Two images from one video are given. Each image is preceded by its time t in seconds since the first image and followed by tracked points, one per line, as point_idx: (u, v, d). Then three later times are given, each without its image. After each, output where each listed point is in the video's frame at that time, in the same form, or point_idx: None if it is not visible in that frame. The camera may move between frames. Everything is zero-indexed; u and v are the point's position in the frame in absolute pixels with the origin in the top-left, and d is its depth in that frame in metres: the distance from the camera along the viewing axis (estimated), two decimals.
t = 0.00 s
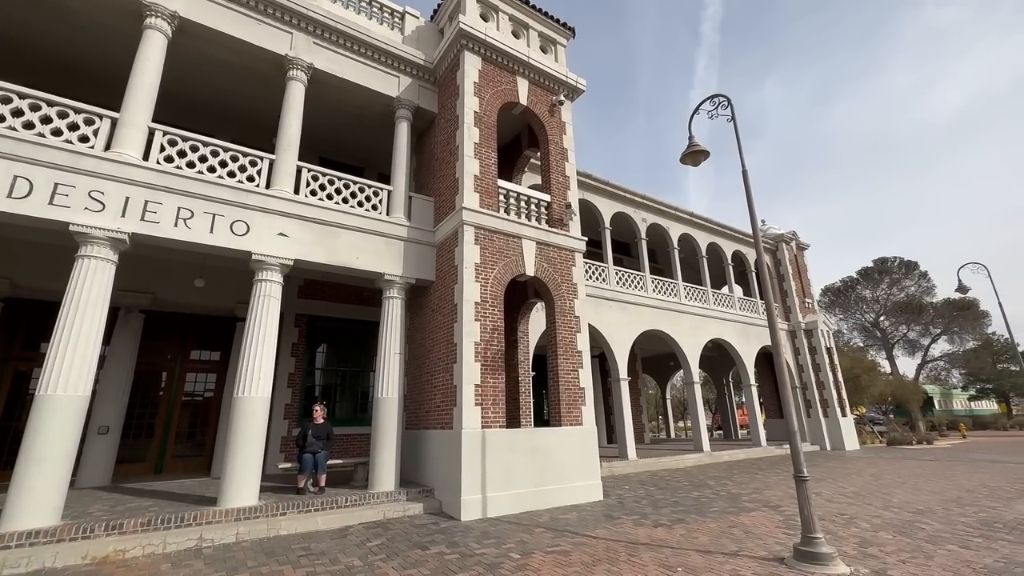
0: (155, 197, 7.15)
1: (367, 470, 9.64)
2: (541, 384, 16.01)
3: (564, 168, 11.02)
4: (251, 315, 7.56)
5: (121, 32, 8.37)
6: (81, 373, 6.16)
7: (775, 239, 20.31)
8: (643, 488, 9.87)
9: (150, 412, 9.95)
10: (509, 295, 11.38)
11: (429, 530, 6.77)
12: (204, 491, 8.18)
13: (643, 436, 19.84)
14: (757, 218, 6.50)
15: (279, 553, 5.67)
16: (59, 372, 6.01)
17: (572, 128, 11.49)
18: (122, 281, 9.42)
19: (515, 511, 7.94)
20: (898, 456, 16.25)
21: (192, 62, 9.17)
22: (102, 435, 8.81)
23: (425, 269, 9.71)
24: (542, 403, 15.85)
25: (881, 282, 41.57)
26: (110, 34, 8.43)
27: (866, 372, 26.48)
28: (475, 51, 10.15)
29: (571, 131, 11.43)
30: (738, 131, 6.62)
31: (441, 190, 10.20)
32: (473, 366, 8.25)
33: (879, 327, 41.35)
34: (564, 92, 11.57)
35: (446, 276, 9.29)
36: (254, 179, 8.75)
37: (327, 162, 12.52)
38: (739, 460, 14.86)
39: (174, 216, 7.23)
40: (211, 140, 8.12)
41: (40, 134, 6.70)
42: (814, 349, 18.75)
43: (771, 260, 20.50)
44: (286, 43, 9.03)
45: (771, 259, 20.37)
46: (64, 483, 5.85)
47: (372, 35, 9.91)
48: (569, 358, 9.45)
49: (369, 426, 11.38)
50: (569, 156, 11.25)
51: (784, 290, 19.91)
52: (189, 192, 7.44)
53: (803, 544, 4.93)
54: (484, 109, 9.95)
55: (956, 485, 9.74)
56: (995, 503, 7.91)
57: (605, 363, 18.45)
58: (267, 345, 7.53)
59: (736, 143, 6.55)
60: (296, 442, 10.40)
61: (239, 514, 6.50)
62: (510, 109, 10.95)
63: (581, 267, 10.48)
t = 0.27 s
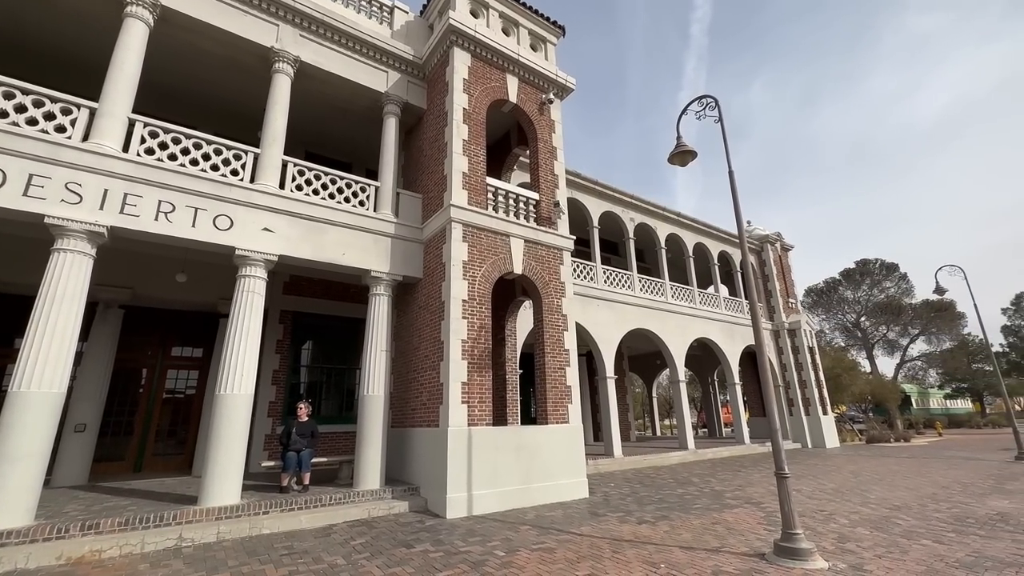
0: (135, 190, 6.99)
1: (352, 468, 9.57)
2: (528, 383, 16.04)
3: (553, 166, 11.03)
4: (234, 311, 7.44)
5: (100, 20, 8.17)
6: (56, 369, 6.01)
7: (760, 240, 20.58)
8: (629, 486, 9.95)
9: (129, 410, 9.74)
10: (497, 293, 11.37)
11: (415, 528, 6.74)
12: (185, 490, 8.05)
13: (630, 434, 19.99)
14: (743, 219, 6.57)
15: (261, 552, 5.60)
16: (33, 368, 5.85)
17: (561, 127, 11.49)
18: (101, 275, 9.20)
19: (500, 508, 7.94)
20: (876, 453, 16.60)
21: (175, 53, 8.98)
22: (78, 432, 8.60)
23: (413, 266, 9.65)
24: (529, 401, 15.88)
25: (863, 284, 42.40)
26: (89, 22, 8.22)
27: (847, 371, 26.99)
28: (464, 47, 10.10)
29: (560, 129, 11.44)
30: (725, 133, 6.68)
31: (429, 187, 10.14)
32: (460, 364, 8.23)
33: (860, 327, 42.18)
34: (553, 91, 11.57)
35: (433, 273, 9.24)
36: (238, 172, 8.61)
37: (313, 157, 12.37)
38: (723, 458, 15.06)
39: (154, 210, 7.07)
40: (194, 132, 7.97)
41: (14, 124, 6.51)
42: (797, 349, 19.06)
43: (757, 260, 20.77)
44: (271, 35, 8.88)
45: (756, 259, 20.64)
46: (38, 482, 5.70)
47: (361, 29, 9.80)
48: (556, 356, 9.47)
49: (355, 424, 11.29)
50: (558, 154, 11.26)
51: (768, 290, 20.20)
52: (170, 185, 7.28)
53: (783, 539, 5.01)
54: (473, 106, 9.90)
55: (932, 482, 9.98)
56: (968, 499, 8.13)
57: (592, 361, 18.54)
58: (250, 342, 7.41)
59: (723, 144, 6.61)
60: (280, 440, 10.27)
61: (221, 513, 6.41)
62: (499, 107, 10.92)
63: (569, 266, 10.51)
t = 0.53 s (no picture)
0: (111, 181, 6.81)
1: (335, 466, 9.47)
2: (514, 381, 16.04)
3: (541, 164, 11.02)
4: (214, 306, 7.29)
5: (77, 5, 7.93)
6: (27, 364, 5.83)
7: (745, 240, 20.86)
8: (613, 483, 10.01)
9: (105, 407, 9.51)
10: (483, 291, 11.34)
11: (398, 526, 6.70)
12: (162, 489, 7.88)
13: (615, 432, 20.13)
14: (727, 219, 6.64)
15: (240, 551, 5.51)
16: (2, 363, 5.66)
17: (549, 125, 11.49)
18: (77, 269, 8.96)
19: (484, 506, 7.93)
20: (854, 451, 16.96)
21: (155, 41, 8.76)
22: (51, 430, 8.36)
23: (398, 263, 9.57)
24: (515, 399, 15.89)
25: (843, 285, 43.26)
26: (65, 7, 7.97)
27: (827, 370, 27.54)
28: (453, 43, 10.02)
29: (548, 127, 11.43)
30: (710, 134, 6.73)
31: (416, 183, 10.05)
32: (446, 361, 8.19)
33: (840, 328, 43.05)
34: (542, 88, 11.55)
35: (419, 270, 9.18)
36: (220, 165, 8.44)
37: (298, 151, 12.18)
38: (705, 455, 15.25)
39: (132, 202, 6.90)
40: (174, 123, 7.78)
41: None
42: (779, 348, 19.37)
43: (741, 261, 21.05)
44: (256, 26, 8.71)
45: (740, 260, 20.91)
46: (7, 481, 5.52)
47: (347, 22, 9.67)
48: (542, 354, 9.48)
49: (338, 421, 11.17)
50: (546, 152, 11.26)
51: (751, 290, 20.48)
52: (148, 177, 7.10)
53: (763, 536, 5.07)
54: (460, 102, 9.84)
55: (906, 478, 10.23)
56: (940, 495, 8.36)
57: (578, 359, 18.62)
58: (230, 338, 7.28)
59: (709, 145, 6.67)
60: (262, 437, 10.12)
61: (199, 512, 6.30)
62: (487, 104, 10.87)
63: (555, 264, 10.52)
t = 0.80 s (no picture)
0: (85, 170, 6.61)
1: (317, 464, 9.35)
2: (499, 378, 16.04)
3: (527, 162, 11.01)
4: (192, 300, 7.12)
5: None
6: None
7: (728, 241, 21.14)
8: (595, 480, 10.07)
9: (78, 404, 9.24)
10: (469, 288, 11.29)
11: (379, 524, 6.64)
12: (137, 487, 7.70)
13: (599, 429, 20.26)
14: (711, 220, 6.71)
15: (217, 550, 5.41)
16: None
17: (536, 123, 11.47)
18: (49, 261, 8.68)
19: (467, 504, 7.90)
20: (831, 448, 17.34)
21: (133, 28, 8.53)
22: (21, 427, 8.10)
23: (383, 259, 9.47)
24: (499, 397, 15.88)
25: (823, 286, 44.16)
26: None
27: (806, 369, 28.11)
28: (440, 38, 9.94)
29: (535, 125, 11.42)
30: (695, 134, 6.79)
31: (402, 178, 9.96)
32: (430, 358, 8.13)
33: (819, 328, 43.95)
34: (529, 86, 11.53)
35: (404, 267, 9.10)
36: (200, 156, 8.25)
37: (282, 144, 11.97)
38: (687, 453, 15.45)
39: (106, 192, 6.70)
40: (152, 112, 7.58)
41: None
42: (760, 347, 19.69)
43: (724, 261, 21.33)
44: (238, 15, 8.53)
45: (723, 260, 21.18)
46: None
47: (333, 13, 9.53)
48: (527, 351, 9.49)
49: (320, 419, 11.04)
50: (533, 150, 11.25)
51: (734, 290, 20.77)
52: (124, 167, 6.90)
53: (741, 531, 5.14)
54: (448, 98, 9.77)
55: (880, 475, 10.49)
56: (912, 491, 8.59)
57: (564, 357, 18.68)
58: (209, 333, 7.12)
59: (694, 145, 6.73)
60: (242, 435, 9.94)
61: (175, 510, 6.16)
62: (475, 100, 10.81)
63: (541, 262, 10.52)
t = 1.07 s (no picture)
0: (56, 158, 6.39)
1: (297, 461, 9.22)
2: (484, 376, 16.01)
3: (514, 159, 10.98)
4: (168, 294, 6.94)
5: None
6: None
7: (712, 242, 21.41)
8: (578, 478, 10.13)
9: (48, 399, 8.95)
10: (454, 285, 11.24)
11: (360, 522, 6.58)
12: (109, 485, 7.50)
13: (582, 427, 20.39)
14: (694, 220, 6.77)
15: (191, 549, 5.29)
16: None
17: (524, 120, 11.44)
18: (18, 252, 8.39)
19: (449, 501, 7.87)
20: (808, 446, 17.72)
21: (109, 13, 8.26)
22: None
23: (367, 255, 9.36)
24: (483, 394, 15.86)
25: (803, 287, 45.05)
26: None
27: (786, 369, 28.68)
28: (428, 32, 9.84)
29: (522, 122, 11.39)
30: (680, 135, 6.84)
31: (387, 173, 9.85)
32: (413, 355, 8.07)
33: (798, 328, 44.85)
34: (517, 83, 11.49)
35: (388, 263, 9.01)
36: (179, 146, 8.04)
37: (264, 136, 11.74)
38: (668, 450, 15.63)
39: (79, 181, 6.49)
40: (128, 100, 7.36)
41: None
42: (741, 347, 20.01)
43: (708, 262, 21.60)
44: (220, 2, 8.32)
45: (707, 260, 21.45)
46: None
47: (318, 4, 9.36)
48: (511, 349, 9.48)
49: (301, 416, 10.88)
50: (520, 148, 11.23)
51: (717, 290, 21.06)
52: (98, 156, 6.69)
53: (719, 528, 5.22)
54: (434, 92, 9.68)
55: (854, 472, 10.76)
56: (884, 487, 8.83)
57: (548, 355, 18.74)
58: (185, 328, 6.95)
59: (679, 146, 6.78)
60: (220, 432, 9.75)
61: (149, 509, 6.01)
62: (462, 95, 10.74)
63: (527, 260, 10.52)
